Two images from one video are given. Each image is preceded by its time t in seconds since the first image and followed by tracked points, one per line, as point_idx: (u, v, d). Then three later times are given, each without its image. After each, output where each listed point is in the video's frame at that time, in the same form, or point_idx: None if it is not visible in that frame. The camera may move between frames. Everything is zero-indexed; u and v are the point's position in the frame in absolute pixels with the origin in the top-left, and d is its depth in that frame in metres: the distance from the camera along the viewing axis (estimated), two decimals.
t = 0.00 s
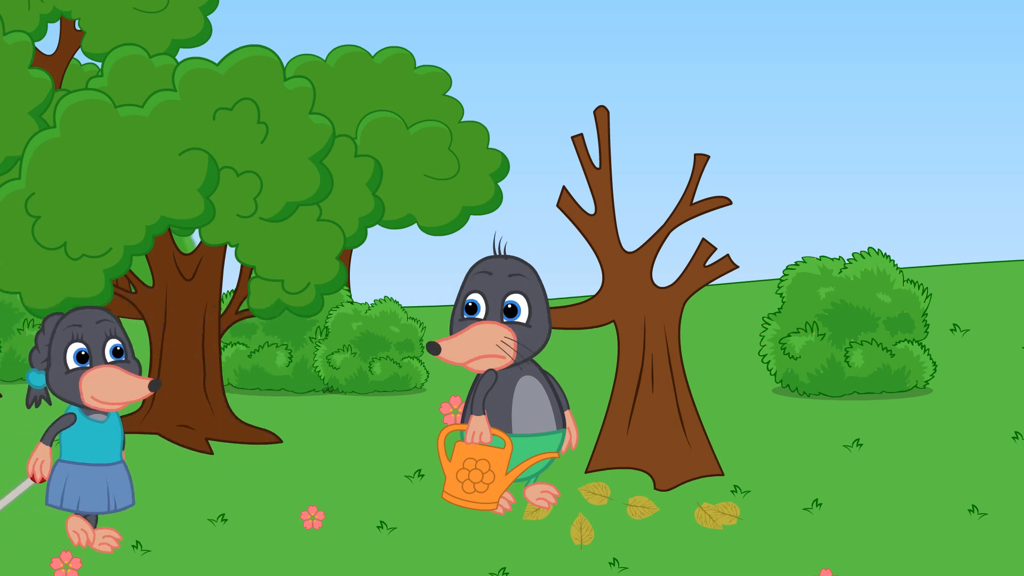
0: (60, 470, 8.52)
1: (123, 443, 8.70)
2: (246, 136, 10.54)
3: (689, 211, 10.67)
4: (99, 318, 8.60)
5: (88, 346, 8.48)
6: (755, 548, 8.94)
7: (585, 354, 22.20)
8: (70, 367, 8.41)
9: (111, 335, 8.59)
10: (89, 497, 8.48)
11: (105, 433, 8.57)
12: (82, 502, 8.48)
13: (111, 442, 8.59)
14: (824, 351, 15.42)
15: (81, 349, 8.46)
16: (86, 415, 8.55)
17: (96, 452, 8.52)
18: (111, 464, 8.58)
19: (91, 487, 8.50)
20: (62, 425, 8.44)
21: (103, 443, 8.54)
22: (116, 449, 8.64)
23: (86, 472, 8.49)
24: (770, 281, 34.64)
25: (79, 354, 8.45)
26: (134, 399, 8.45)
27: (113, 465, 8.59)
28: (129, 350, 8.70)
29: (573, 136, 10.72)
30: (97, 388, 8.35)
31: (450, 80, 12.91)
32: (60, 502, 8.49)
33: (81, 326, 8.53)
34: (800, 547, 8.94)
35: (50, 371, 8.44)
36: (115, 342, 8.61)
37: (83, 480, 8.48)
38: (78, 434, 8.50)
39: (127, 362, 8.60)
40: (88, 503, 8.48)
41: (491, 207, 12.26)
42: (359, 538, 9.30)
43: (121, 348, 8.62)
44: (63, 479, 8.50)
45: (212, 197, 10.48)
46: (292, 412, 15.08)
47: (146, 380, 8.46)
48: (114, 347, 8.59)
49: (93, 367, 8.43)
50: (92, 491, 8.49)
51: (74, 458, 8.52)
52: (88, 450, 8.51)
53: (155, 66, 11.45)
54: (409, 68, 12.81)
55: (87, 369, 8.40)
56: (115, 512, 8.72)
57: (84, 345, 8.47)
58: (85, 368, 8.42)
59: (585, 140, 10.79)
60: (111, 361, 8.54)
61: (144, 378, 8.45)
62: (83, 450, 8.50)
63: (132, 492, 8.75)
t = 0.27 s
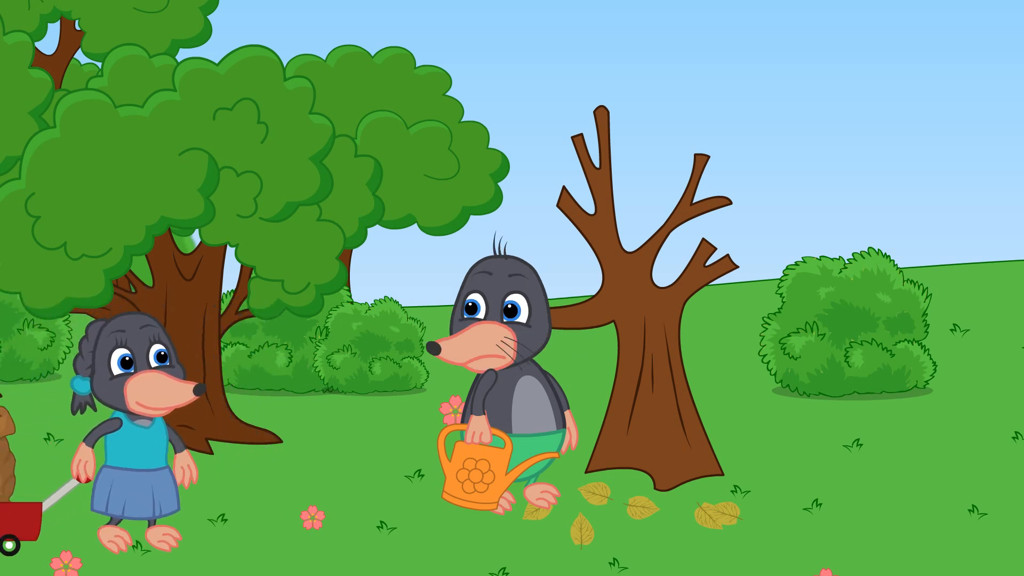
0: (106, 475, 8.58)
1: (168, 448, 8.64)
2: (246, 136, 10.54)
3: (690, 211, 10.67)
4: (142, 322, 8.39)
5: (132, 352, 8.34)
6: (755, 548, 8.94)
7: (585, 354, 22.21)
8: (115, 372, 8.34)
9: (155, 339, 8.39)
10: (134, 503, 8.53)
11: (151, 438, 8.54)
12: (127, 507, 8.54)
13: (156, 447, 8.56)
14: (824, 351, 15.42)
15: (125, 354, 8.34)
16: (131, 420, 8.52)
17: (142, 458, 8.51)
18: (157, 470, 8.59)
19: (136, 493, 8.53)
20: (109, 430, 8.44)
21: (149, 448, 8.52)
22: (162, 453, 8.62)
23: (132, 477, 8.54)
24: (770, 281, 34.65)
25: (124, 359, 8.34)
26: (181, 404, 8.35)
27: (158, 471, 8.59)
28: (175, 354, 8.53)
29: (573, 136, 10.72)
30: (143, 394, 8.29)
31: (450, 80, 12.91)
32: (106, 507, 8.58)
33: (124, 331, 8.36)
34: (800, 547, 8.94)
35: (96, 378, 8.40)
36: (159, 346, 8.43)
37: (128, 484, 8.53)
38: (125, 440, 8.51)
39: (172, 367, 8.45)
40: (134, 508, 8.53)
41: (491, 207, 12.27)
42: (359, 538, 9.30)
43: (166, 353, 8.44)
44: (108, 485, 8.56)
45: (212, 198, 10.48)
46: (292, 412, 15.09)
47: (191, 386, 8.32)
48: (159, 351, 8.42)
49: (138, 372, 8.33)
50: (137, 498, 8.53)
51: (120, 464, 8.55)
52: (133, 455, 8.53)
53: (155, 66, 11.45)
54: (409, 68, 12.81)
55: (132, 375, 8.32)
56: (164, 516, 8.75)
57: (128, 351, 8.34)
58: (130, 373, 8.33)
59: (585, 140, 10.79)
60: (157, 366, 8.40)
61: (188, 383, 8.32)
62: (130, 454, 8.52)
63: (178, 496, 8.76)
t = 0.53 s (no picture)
0: (150, 470, 8.45)
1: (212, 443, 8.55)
2: (246, 136, 10.53)
3: (690, 211, 10.67)
4: (189, 318, 8.35)
5: (178, 346, 8.27)
6: (755, 548, 8.94)
7: (584, 354, 22.21)
8: (161, 367, 8.25)
9: (201, 335, 8.35)
10: (180, 497, 8.39)
11: (196, 433, 8.44)
12: (173, 501, 8.39)
13: (201, 442, 8.46)
14: (823, 351, 15.42)
15: (171, 349, 8.27)
16: (177, 416, 8.43)
17: (187, 452, 8.41)
18: (202, 464, 8.46)
19: (181, 487, 8.40)
20: (154, 425, 8.31)
21: (195, 443, 8.42)
22: (207, 448, 8.52)
23: (178, 471, 8.40)
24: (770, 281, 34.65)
25: (170, 354, 8.26)
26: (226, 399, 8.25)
27: (203, 465, 8.47)
28: (220, 349, 8.47)
29: (573, 136, 10.73)
30: (189, 389, 8.20)
31: (450, 80, 12.91)
32: (151, 502, 8.41)
33: (171, 326, 8.29)
34: (800, 547, 8.94)
35: (140, 372, 8.29)
36: (205, 341, 8.37)
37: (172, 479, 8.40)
38: (170, 435, 8.41)
39: (218, 362, 8.39)
40: (179, 502, 8.39)
41: (491, 207, 12.28)
42: (359, 538, 9.30)
43: (212, 348, 8.38)
44: (153, 479, 8.41)
45: (212, 198, 10.48)
46: (292, 412, 15.09)
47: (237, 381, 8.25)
48: (205, 347, 8.36)
49: (184, 367, 8.25)
50: (182, 492, 8.39)
51: (165, 458, 8.43)
52: (179, 450, 8.42)
53: (155, 66, 11.45)
54: (409, 68, 12.81)
55: (178, 369, 8.23)
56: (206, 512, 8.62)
57: (175, 345, 8.27)
58: (176, 368, 8.24)
59: (585, 140, 10.79)
60: (202, 361, 8.33)
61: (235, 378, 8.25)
62: (177, 448, 8.40)
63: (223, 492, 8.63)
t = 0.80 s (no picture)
0: (196, 475, 8.56)
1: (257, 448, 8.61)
2: (246, 136, 10.53)
3: (690, 211, 10.67)
4: (233, 323, 8.42)
5: (223, 352, 8.35)
6: (754, 548, 8.94)
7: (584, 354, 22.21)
8: (206, 372, 8.35)
9: (247, 339, 8.42)
10: (225, 503, 8.51)
11: (241, 439, 8.51)
12: (218, 507, 8.51)
13: (246, 448, 8.53)
14: (824, 351, 15.42)
15: (216, 354, 8.35)
16: (222, 421, 8.48)
17: (233, 458, 8.49)
18: (247, 470, 8.56)
19: (227, 493, 8.51)
20: (199, 430, 8.42)
21: (240, 449, 8.49)
22: (252, 453, 8.60)
23: (224, 477, 8.51)
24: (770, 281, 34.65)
25: (215, 359, 8.35)
26: (271, 404, 8.34)
27: (248, 470, 8.57)
28: (265, 354, 8.54)
29: (573, 136, 10.73)
30: (235, 394, 8.29)
31: (450, 80, 12.92)
32: (196, 507, 8.55)
33: (215, 330, 8.36)
34: (800, 547, 8.94)
35: (185, 377, 8.41)
36: (250, 346, 8.45)
37: (218, 485, 8.50)
38: (215, 440, 8.48)
39: (263, 366, 8.47)
40: (224, 508, 8.51)
41: (491, 207, 12.29)
42: (359, 538, 9.30)
43: (257, 353, 8.45)
44: (199, 484, 8.53)
45: (212, 198, 10.48)
46: (292, 412, 15.08)
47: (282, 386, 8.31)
48: (250, 351, 8.44)
49: (229, 372, 8.34)
50: (227, 498, 8.51)
51: (210, 464, 8.52)
52: (225, 455, 8.50)
53: (155, 66, 11.45)
54: (409, 68, 12.82)
55: (222, 375, 8.32)
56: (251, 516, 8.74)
57: (219, 350, 8.35)
58: (221, 373, 8.33)
59: (585, 140, 10.79)
60: (248, 366, 8.41)
61: (279, 383, 8.31)
62: (223, 454, 8.48)
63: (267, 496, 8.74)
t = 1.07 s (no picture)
0: (241, 470, 8.55)
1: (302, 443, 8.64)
2: (246, 136, 10.53)
3: (689, 211, 10.67)
4: (279, 318, 8.46)
5: (268, 347, 8.39)
6: (754, 548, 8.94)
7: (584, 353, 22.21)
8: (251, 367, 8.38)
9: (292, 335, 8.47)
10: (270, 497, 8.48)
11: (287, 433, 8.54)
12: (263, 501, 8.48)
13: (292, 442, 8.56)
14: (824, 351, 15.42)
15: (261, 349, 8.39)
16: (267, 415, 8.51)
17: (279, 451, 8.50)
18: (292, 464, 8.57)
19: (272, 487, 8.49)
20: (244, 425, 8.43)
21: (286, 442, 8.52)
22: (297, 449, 8.62)
23: (269, 472, 8.49)
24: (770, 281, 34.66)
25: (260, 354, 8.39)
26: (317, 399, 8.36)
27: (294, 465, 8.57)
28: (310, 350, 8.58)
29: (573, 136, 10.74)
30: (280, 388, 8.31)
31: (450, 80, 12.92)
32: (241, 501, 8.53)
33: (261, 326, 8.41)
34: (800, 547, 8.94)
35: (230, 372, 8.43)
36: (296, 341, 8.49)
37: (264, 479, 8.49)
38: (261, 434, 8.51)
39: (308, 362, 8.50)
40: (269, 503, 8.48)
41: (491, 207, 12.31)
42: (359, 538, 9.30)
43: (302, 348, 8.49)
44: (244, 479, 8.52)
45: (212, 198, 10.48)
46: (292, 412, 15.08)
47: (328, 381, 8.34)
48: (295, 347, 8.48)
49: (275, 367, 8.37)
50: (273, 491, 8.48)
51: (256, 458, 8.53)
52: (271, 450, 8.50)
53: (155, 66, 11.45)
54: (409, 68, 12.82)
55: (268, 369, 8.36)
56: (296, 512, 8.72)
57: (265, 345, 8.39)
58: (266, 368, 8.37)
59: (585, 140, 10.80)
60: (293, 361, 8.45)
61: (325, 378, 8.35)
62: (269, 448, 8.48)
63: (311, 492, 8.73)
